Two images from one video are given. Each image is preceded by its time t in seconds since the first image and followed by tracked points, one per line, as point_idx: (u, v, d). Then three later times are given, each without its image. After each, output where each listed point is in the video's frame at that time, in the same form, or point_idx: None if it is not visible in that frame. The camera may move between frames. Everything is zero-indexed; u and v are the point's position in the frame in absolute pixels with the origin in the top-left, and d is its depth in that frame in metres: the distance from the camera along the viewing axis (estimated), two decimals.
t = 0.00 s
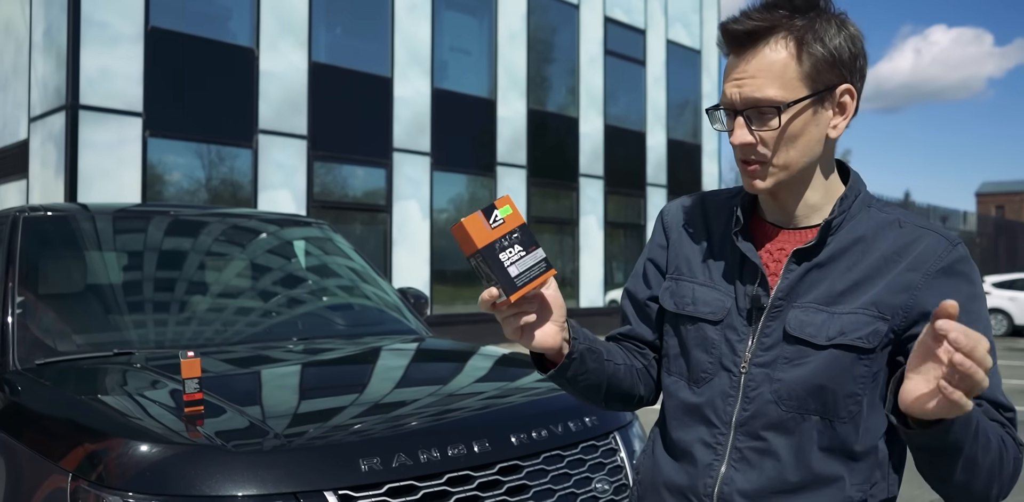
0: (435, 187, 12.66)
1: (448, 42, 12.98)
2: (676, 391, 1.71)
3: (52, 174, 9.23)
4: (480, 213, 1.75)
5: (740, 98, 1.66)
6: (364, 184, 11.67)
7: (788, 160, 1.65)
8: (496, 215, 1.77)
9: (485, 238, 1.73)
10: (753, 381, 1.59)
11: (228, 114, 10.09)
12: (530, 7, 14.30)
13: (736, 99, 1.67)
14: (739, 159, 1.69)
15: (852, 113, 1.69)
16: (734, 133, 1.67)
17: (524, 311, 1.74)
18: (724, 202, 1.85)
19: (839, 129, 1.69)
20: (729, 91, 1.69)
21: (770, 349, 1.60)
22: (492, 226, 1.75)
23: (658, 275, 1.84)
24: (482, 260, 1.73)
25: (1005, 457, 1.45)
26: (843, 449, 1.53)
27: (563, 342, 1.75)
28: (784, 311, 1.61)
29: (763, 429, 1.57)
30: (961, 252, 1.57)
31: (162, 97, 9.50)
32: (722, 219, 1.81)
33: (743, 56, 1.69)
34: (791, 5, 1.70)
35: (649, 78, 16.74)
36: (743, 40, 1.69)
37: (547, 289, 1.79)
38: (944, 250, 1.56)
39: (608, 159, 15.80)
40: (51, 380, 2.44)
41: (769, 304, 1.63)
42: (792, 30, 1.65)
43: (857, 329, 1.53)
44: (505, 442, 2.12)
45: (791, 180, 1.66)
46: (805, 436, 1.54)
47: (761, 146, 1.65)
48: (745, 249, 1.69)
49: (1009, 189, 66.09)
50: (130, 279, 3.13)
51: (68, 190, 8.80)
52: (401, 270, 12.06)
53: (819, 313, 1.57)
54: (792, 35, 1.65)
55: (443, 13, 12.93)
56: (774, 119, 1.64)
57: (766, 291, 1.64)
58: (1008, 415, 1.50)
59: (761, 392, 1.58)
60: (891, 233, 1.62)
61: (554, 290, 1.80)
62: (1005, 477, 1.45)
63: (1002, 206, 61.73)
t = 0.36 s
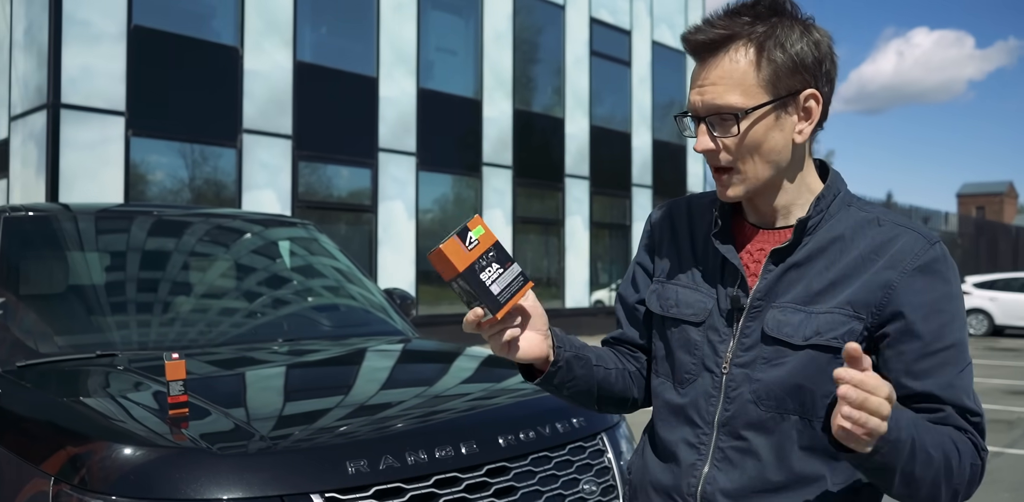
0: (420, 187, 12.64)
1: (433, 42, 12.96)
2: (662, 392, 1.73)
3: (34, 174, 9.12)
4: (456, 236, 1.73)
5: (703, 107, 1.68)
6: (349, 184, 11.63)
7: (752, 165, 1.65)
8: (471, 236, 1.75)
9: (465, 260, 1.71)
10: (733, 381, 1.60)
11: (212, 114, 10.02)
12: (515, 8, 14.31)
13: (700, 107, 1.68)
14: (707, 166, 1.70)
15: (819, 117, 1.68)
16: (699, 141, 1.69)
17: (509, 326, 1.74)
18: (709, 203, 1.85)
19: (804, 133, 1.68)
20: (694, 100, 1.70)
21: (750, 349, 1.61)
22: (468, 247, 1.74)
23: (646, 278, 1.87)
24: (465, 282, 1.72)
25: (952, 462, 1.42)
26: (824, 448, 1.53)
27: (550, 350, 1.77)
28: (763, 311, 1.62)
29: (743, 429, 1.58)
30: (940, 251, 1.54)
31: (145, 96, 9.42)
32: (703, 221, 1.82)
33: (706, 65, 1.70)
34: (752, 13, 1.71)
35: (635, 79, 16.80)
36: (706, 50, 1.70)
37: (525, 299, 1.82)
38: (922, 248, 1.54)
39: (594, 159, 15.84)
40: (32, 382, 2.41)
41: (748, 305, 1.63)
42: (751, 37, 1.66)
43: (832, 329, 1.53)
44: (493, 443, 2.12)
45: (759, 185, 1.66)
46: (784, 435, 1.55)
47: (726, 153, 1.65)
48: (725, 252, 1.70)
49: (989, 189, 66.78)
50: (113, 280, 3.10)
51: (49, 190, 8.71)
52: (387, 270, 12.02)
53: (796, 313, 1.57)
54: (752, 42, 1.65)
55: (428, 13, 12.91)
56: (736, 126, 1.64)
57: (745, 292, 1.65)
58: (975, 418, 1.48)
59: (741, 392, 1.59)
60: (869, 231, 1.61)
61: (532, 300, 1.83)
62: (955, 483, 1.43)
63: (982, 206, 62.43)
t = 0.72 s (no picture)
0: (407, 188, 12.62)
1: (420, 42, 12.95)
2: (657, 391, 1.74)
3: (16, 173, 9.02)
4: (480, 260, 1.67)
5: (695, 118, 1.68)
6: (336, 184, 11.59)
7: (743, 174, 1.67)
8: (490, 260, 1.70)
9: (493, 284, 1.66)
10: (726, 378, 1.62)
11: (197, 113, 9.95)
12: (502, 8, 14.32)
13: (692, 118, 1.69)
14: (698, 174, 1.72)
15: (809, 123, 1.69)
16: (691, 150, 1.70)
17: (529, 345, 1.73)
18: (699, 203, 1.86)
19: (795, 139, 1.69)
20: (686, 109, 1.71)
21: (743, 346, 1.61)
22: (493, 272, 1.68)
23: (639, 279, 1.89)
24: (493, 307, 1.67)
25: (896, 457, 1.43)
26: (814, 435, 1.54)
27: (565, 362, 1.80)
28: (756, 309, 1.62)
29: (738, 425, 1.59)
30: (925, 244, 1.57)
31: (130, 95, 9.34)
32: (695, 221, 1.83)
33: (697, 75, 1.70)
34: (742, 22, 1.71)
35: (621, 80, 16.84)
36: (696, 60, 1.70)
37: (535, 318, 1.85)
38: (910, 242, 1.56)
39: (580, 160, 15.86)
40: (15, 384, 2.39)
41: (741, 302, 1.64)
42: (740, 47, 1.66)
43: (824, 326, 1.55)
44: (483, 445, 2.12)
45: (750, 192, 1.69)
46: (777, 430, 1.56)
47: (718, 164, 1.67)
48: (718, 251, 1.71)
49: (971, 191, 67.44)
50: (97, 281, 3.07)
51: (32, 189, 8.62)
52: (373, 270, 11.98)
53: (788, 310, 1.58)
54: (742, 52, 1.66)
55: (415, 12, 12.89)
56: (728, 137, 1.65)
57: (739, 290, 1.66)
58: (943, 409, 1.48)
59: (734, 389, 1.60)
60: (858, 227, 1.62)
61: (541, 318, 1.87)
62: (900, 476, 1.44)
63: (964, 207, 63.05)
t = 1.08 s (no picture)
0: (396, 188, 12.59)
1: (410, 42, 12.93)
2: (651, 391, 1.75)
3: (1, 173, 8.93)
4: (476, 261, 1.70)
5: (684, 118, 1.69)
6: (324, 185, 11.55)
7: (731, 177, 1.68)
8: (486, 261, 1.73)
9: (491, 283, 1.68)
10: (719, 378, 1.62)
11: (185, 114, 9.90)
12: (491, 9, 14.32)
13: (681, 119, 1.70)
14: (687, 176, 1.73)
15: (798, 126, 1.70)
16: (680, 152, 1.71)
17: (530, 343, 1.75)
18: (694, 204, 1.88)
19: (785, 141, 1.69)
20: (675, 111, 1.72)
21: (736, 346, 1.62)
22: (489, 271, 1.71)
23: (636, 279, 1.90)
24: (492, 306, 1.69)
25: (879, 464, 1.44)
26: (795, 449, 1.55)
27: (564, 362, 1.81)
28: (747, 310, 1.63)
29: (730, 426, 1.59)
30: (916, 245, 1.58)
31: (117, 95, 9.28)
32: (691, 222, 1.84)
33: (687, 76, 1.71)
34: (734, 25, 1.71)
35: (610, 81, 16.88)
36: (686, 61, 1.71)
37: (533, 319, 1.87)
38: (899, 243, 1.57)
39: (569, 161, 15.89)
40: (2, 386, 2.36)
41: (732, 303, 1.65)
42: (728, 49, 1.67)
43: (813, 326, 1.55)
44: (475, 446, 2.12)
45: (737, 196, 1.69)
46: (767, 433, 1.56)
47: (706, 165, 1.68)
48: (710, 252, 1.71)
49: (956, 192, 68.00)
50: (84, 281, 3.05)
51: (17, 189, 8.53)
52: (362, 271, 11.95)
53: (779, 311, 1.59)
54: (730, 54, 1.66)
55: (405, 13, 12.88)
56: (716, 138, 1.66)
57: (731, 291, 1.67)
58: (929, 413, 1.50)
59: (727, 389, 1.60)
60: (848, 229, 1.63)
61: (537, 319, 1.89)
62: (884, 483, 1.46)
63: (947, 209, 63.61)
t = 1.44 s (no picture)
0: (386, 190, 12.58)
1: (401, 43, 12.92)
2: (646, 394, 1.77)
3: None
4: (472, 274, 1.69)
5: (687, 114, 1.68)
6: (314, 186, 11.52)
7: (735, 170, 1.67)
8: (483, 273, 1.72)
9: (488, 296, 1.68)
10: (710, 381, 1.63)
11: (174, 114, 9.85)
12: (482, 10, 14.33)
13: (683, 115, 1.69)
14: (689, 173, 1.71)
15: (795, 120, 1.72)
16: (683, 149, 1.69)
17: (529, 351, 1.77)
18: (687, 206, 1.89)
19: (783, 135, 1.71)
20: (675, 107, 1.70)
21: (726, 348, 1.63)
22: (486, 284, 1.70)
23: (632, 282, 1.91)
24: (490, 318, 1.69)
25: (848, 474, 1.41)
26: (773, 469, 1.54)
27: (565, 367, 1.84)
28: (736, 312, 1.64)
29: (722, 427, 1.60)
30: (903, 243, 1.57)
31: (105, 95, 9.22)
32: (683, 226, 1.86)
33: (684, 73, 1.70)
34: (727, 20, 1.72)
35: (601, 82, 16.92)
36: (683, 58, 1.70)
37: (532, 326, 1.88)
38: (886, 240, 1.57)
39: (560, 162, 15.90)
40: None
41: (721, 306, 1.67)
42: (727, 44, 1.67)
43: (799, 326, 1.56)
44: (470, 448, 2.11)
45: (741, 191, 1.69)
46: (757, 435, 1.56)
47: (711, 161, 1.67)
48: (701, 256, 1.74)
49: (943, 194, 68.47)
50: (74, 282, 3.03)
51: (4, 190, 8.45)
52: (353, 273, 11.92)
53: (767, 312, 1.59)
54: (730, 49, 1.67)
55: (396, 14, 12.87)
56: (722, 132, 1.66)
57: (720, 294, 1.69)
58: (912, 411, 1.47)
59: (717, 392, 1.61)
60: (835, 228, 1.64)
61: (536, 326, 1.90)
62: (860, 492, 1.43)
63: (933, 212, 64.04)
